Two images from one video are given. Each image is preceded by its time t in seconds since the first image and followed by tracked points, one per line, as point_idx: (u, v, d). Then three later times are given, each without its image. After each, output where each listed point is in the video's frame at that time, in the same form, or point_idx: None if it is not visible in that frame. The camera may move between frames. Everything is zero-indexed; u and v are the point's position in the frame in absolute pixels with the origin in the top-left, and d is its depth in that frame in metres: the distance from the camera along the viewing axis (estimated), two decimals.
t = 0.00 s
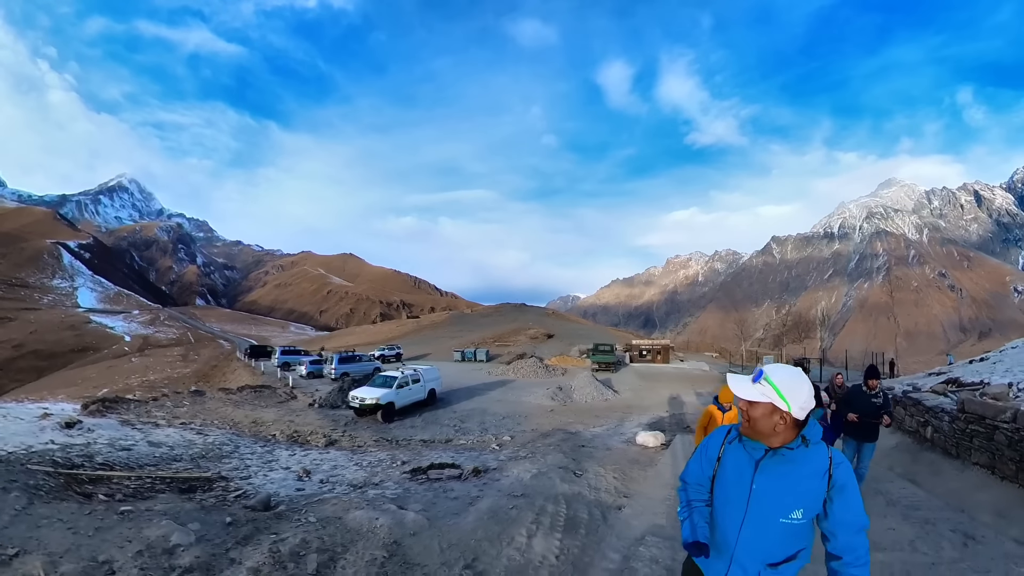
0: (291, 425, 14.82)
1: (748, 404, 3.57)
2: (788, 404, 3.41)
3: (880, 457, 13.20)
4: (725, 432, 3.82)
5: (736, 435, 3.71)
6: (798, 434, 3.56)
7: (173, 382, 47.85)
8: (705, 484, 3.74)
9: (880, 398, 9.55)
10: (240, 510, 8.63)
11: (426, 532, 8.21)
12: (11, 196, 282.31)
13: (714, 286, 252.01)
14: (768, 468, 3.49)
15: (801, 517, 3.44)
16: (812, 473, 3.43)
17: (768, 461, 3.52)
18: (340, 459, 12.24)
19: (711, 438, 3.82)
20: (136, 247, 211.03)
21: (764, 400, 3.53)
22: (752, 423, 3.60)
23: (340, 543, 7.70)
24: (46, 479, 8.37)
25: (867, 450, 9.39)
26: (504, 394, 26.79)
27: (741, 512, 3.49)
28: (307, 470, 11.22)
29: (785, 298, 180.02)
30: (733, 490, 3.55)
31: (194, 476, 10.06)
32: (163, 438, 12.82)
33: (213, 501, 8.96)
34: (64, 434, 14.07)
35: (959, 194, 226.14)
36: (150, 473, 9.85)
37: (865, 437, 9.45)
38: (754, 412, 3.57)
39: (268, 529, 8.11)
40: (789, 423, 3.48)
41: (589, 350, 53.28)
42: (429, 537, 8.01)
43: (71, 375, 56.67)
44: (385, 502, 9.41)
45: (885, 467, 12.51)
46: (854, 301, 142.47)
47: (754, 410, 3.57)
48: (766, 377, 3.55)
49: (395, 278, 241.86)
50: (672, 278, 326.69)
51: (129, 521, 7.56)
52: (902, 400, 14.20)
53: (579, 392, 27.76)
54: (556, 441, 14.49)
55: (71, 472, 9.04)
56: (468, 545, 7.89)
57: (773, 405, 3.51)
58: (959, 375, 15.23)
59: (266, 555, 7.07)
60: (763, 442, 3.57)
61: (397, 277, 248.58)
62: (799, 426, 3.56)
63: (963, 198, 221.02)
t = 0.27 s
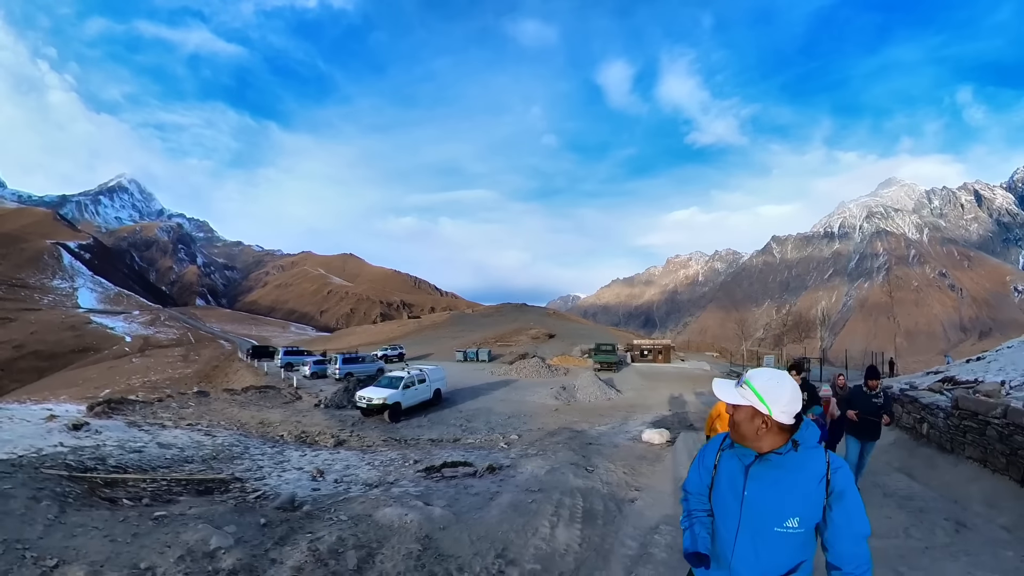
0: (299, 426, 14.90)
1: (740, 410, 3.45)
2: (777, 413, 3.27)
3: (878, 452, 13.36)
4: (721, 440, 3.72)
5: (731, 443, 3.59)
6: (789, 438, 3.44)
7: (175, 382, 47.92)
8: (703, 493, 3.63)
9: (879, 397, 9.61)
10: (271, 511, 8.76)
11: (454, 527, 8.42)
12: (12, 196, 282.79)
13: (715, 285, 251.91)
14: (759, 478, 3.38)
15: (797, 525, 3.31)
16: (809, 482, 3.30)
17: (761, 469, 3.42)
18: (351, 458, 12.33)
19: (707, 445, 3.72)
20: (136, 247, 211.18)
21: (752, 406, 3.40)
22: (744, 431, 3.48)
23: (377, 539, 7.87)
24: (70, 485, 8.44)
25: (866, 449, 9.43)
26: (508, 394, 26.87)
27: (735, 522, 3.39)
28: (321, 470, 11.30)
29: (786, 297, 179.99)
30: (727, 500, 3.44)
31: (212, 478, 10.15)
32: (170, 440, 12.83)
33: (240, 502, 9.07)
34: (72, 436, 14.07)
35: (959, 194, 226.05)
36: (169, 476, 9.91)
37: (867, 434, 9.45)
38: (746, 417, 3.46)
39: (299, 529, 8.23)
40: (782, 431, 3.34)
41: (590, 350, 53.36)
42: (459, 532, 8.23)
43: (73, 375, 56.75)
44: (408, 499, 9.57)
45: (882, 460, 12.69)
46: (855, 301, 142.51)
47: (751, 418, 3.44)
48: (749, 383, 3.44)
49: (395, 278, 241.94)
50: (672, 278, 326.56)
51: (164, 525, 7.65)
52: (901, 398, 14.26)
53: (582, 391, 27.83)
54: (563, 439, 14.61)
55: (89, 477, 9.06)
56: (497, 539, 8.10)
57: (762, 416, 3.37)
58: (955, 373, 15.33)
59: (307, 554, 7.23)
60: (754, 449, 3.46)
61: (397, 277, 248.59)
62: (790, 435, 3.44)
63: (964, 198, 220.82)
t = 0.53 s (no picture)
0: (307, 427, 15.05)
1: (735, 403, 3.56)
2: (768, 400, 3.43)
3: (871, 447, 13.64)
4: (712, 429, 3.89)
5: (725, 433, 3.74)
6: (780, 430, 3.60)
7: (177, 383, 48.11)
8: (695, 483, 3.79)
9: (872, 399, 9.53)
10: (305, 507, 9.02)
11: (480, 519, 8.76)
12: (12, 197, 283.39)
13: (715, 285, 251.89)
14: (751, 466, 3.55)
15: (787, 511, 3.46)
16: (797, 473, 3.47)
17: (752, 460, 3.57)
18: (363, 459, 12.42)
19: (696, 435, 3.90)
20: (137, 248, 211.50)
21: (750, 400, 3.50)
22: (742, 427, 3.58)
23: (412, 532, 8.15)
24: (103, 491, 8.58)
25: (858, 451, 9.34)
26: (512, 394, 27.04)
27: (728, 510, 3.55)
28: (335, 470, 11.37)
29: (786, 297, 180.12)
30: (720, 489, 3.60)
31: (232, 480, 10.27)
32: (180, 441, 12.89)
33: (271, 501, 9.31)
34: (83, 437, 14.03)
35: (960, 193, 226.01)
36: (193, 479, 10.04)
37: (860, 437, 9.40)
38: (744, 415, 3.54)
39: (335, 521, 8.54)
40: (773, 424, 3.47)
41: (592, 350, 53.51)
42: (485, 521, 8.67)
43: (74, 376, 56.93)
44: (430, 493, 9.85)
45: (876, 452, 13.02)
46: (855, 300, 142.61)
47: (748, 411, 3.52)
48: (757, 377, 3.53)
49: (396, 278, 242.10)
50: (673, 278, 326.53)
51: (210, 526, 7.87)
52: (895, 396, 14.53)
53: (585, 391, 27.98)
54: (569, 437, 14.83)
55: (114, 481, 9.19)
56: (523, 529, 8.51)
57: (769, 404, 3.51)
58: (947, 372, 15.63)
59: (349, 547, 7.54)
60: (745, 441, 3.58)
61: (397, 277, 248.61)
62: (780, 429, 3.58)
63: (964, 197, 220.67)
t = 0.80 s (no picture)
0: (314, 427, 15.22)
1: (757, 411, 3.40)
2: (785, 404, 3.33)
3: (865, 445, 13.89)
4: (718, 436, 3.75)
5: (733, 440, 3.60)
6: (792, 444, 3.49)
7: (179, 382, 48.33)
8: (695, 494, 3.65)
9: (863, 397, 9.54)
10: (334, 501, 9.30)
11: (499, 510, 9.10)
12: (13, 197, 284.11)
13: (715, 285, 252.07)
14: (760, 479, 3.43)
15: (790, 522, 3.40)
16: (803, 486, 3.40)
17: (761, 472, 3.45)
18: (374, 457, 12.60)
19: (698, 445, 3.74)
20: (137, 247, 211.73)
21: (769, 406, 3.37)
22: (756, 435, 3.43)
23: (442, 522, 8.46)
24: (137, 494, 8.77)
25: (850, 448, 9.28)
26: (514, 394, 27.24)
27: (734, 522, 3.42)
28: (349, 468, 11.55)
29: (786, 297, 180.36)
30: (726, 500, 3.46)
31: (250, 479, 10.46)
32: (189, 441, 12.99)
33: (297, 497, 9.54)
34: (93, 439, 14.08)
35: (960, 193, 226.22)
36: (214, 479, 10.22)
37: (850, 434, 9.42)
38: (758, 422, 3.42)
39: (365, 512, 8.84)
40: (785, 435, 3.36)
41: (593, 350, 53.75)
42: (505, 512, 9.01)
43: (75, 376, 57.06)
44: (449, 486, 10.16)
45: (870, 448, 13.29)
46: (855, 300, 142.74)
47: (766, 419, 3.38)
48: (789, 386, 3.41)
49: (396, 279, 242.34)
50: (673, 278, 326.73)
51: (252, 523, 8.13)
52: (887, 396, 14.83)
53: (587, 391, 28.15)
54: (573, 436, 15.07)
55: (139, 483, 9.35)
56: (542, 519, 8.86)
57: (788, 413, 3.40)
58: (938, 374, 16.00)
59: (385, 536, 7.85)
60: (758, 454, 3.45)
61: (397, 277, 248.82)
62: (787, 442, 3.46)
63: (964, 197, 221.00)
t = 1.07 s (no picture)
0: (323, 428, 15.43)
1: (762, 403, 3.60)
2: (792, 396, 3.55)
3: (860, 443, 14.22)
4: (725, 433, 3.90)
5: (742, 438, 3.75)
6: (795, 439, 3.71)
7: (180, 382, 48.51)
8: (702, 491, 3.81)
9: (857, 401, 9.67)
10: (363, 498, 9.57)
11: (519, 501, 9.44)
12: (12, 197, 284.28)
13: (715, 285, 252.08)
14: (769, 474, 3.62)
15: (798, 515, 3.60)
16: (804, 480, 3.60)
17: (769, 469, 3.63)
18: (386, 456, 12.80)
19: (704, 443, 3.87)
20: (137, 248, 211.94)
21: (772, 397, 3.60)
22: (761, 428, 3.64)
23: (473, 514, 8.76)
24: (176, 497, 9.02)
25: (844, 450, 9.47)
26: (518, 394, 27.50)
27: (746, 516, 3.59)
28: (364, 467, 11.74)
29: (786, 297, 180.54)
30: (736, 495, 3.62)
31: (270, 479, 10.65)
32: (199, 442, 13.12)
33: (324, 496, 9.77)
34: (104, 441, 14.16)
35: (960, 193, 226.34)
36: (237, 479, 10.43)
37: (848, 437, 9.56)
38: (763, 413, 3.63)
39: (397, 508, 9.10)
40: (788, 424, 3.57)
41: (594, 350, 53.99)
42: (526, 504, 9.30)
43: (76, 375, 57.30)
44: (468, 480, 10.44)
45: (863, 444, 13.69)
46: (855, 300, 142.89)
47: (771, 411, 3.59)
48: (794, 380, 3.64)
49: (397, 279, 242.56)
50: (673, 278, 327.05)
51: (296, 521, 8.41)
52: (881, 397, 15.10)
53: (590, 391, 28.37)
54: (578, 434, 15.33)
55: (165, 487, 9.51)
56: (561, 510, 9.18)
57: (795, 404, 3.62)
58: (931, 374, 16.31)
59: (420, 528, 8.14)
60: (767, 450, 3.66)
61: (398, 277, 248.95)
62: (790, 439, 3.67)
63: (964, 197, 221.15)
